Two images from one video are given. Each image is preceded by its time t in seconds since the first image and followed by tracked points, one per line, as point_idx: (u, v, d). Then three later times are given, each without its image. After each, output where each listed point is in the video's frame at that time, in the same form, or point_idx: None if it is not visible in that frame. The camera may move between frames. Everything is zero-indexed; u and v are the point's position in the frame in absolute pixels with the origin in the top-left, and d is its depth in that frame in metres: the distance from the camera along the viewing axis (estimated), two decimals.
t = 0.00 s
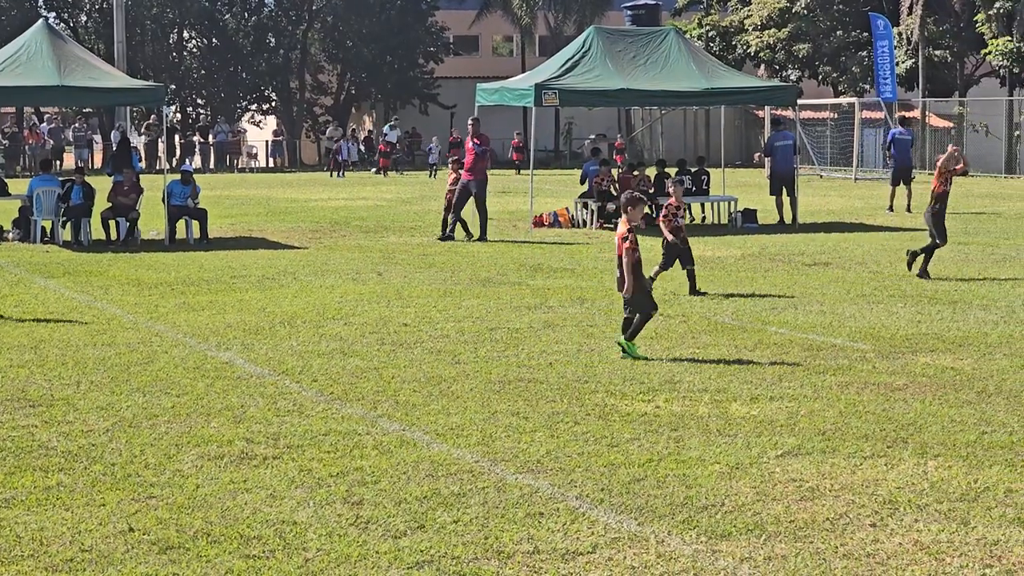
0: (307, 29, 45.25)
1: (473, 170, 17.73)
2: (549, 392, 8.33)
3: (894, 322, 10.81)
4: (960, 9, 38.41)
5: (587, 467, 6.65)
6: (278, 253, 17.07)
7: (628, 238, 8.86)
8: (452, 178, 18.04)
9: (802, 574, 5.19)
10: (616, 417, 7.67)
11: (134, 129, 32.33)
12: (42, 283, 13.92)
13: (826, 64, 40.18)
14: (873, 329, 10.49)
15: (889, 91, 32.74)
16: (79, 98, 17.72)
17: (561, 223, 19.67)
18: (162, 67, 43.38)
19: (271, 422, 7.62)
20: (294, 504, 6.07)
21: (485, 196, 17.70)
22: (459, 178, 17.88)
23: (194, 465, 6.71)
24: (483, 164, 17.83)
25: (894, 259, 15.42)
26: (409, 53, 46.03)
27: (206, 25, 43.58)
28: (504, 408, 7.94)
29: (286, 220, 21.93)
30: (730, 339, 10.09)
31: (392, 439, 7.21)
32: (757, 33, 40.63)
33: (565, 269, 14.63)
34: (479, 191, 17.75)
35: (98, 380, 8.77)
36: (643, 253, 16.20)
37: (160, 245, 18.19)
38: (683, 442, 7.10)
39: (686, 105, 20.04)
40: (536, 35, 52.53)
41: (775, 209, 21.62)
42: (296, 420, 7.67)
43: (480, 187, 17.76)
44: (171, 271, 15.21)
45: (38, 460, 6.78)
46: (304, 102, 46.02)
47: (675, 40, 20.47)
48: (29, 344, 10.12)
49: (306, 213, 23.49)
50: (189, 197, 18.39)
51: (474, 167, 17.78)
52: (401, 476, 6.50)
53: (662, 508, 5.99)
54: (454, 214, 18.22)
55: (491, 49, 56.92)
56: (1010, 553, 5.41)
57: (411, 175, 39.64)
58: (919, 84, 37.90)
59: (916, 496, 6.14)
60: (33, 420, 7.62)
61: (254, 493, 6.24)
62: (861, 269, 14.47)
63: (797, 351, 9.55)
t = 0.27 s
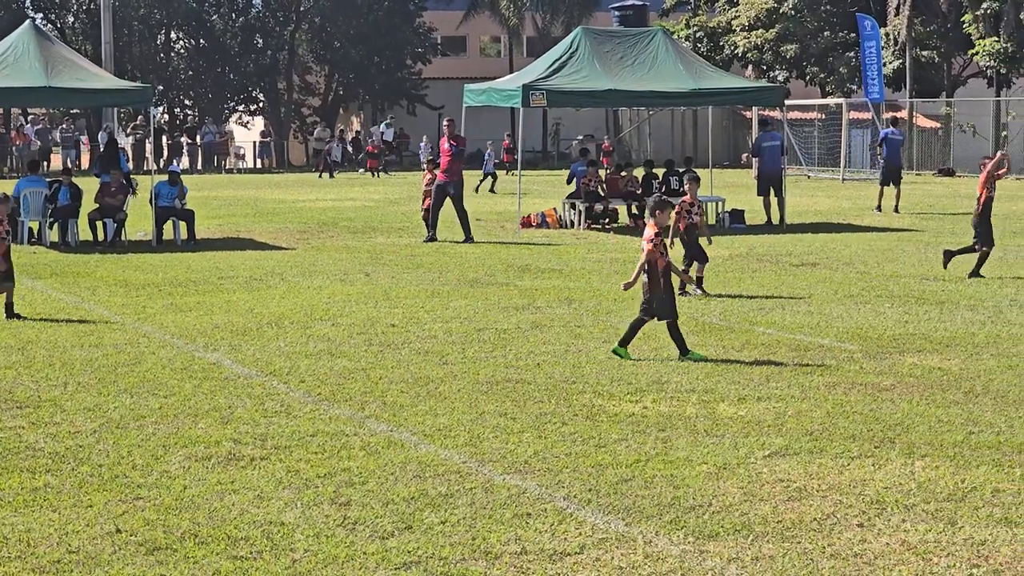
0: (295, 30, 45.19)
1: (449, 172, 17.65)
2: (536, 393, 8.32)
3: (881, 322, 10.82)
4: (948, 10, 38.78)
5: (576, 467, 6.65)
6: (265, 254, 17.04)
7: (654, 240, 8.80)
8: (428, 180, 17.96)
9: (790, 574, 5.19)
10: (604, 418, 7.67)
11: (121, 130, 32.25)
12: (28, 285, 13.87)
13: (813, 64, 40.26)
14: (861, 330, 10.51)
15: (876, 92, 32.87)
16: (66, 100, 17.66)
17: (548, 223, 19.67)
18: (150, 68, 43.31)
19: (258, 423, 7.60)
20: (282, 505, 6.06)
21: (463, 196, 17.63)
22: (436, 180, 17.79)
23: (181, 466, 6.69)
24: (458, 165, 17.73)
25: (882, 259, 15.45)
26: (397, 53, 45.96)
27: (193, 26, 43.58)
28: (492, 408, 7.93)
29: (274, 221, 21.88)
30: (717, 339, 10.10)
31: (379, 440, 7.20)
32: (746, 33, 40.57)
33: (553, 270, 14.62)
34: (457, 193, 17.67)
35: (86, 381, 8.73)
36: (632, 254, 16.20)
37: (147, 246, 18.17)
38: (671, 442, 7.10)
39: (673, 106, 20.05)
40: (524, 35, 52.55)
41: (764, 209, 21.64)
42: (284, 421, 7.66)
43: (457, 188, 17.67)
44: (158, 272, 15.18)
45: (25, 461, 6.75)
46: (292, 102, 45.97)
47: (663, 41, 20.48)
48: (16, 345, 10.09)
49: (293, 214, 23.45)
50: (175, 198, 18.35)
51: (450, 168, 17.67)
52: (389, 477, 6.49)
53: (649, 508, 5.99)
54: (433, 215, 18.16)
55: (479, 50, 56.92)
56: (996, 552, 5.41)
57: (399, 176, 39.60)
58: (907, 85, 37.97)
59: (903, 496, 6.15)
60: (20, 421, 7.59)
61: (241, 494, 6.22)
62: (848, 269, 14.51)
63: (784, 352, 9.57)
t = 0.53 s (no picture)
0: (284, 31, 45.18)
1: (428, 173, 17.64)
2: (524, 395, 8.30)
3: (869, 323, 10.84)
4: (936, 11, 38.89)
5: (564, 469, 6.64)
6: (253, 255, 17.02)
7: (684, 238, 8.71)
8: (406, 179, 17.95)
9: None
10: (593, 419, 7.67)
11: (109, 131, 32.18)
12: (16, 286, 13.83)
13: (802, 66, 40.33)
14: (849, 331, 10.52)
15: (864, 93, 32.94)
16: (53, 101, 17.59)
17: (536, 225, 19.70)
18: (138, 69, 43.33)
19: (247, 424, 7.57)
20: (270, 506, 6.04)
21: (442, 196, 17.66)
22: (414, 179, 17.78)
23: (170, 468, 6.67)
24: (436, 165, 17.72)
25: (870, 261, 15.49)
26: (386, 54, 45.88)
27: (181, 27, 43.57)
28: (481, 410, 7.92)
29: (261, 223, 21.84)
30: (706, 340, 10.11)
31: (367, 442, 7.18)
32: (734, 34, 40.62)
33: (542, 271, 14.62)
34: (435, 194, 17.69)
35: (74, 383, 8.71)
36: (621, 255, 16.20)
37: (135, 247, 18.12)
38: (659, 443, 7.10)
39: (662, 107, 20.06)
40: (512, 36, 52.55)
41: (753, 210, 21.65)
42: (272, 422, 7.64)
43: (436, 188, 17.68)
44: (147, 273, 15.14)
45: (12, 463, 6.72)
46: (280, 103, 45.73)
47: (651, 42, 20.52)
48: (3, 347, 10.05)
49: (281, 215, 23.41)
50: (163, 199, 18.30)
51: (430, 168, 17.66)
52: (377, 478, 6.48)
53: (638, 510, 5.98)
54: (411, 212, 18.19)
55: (468, 51, 56.92)
56: (984, 553, 5.42)
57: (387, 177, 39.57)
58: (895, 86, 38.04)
59: (891, 497, 6.15)
60: (8, 423, 7.56)
61: (229, 495, 6.20)
62: (835, 270, 14.55)
63: (773, 353, 9.58)
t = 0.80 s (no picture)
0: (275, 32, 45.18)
1: (414, 175, 17.68)
2: (516, 396, 8.30)
3: (859, 324, 10.87)
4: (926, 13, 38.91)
5: (555, 470, 6.63)
6: (245, 257, 17.01)
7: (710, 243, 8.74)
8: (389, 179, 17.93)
9: None
10: (584, 420, 7.67)
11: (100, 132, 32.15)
12: (6, 287, 13.80)
13: (793, 67, 40.42)
14: (840, 331, 10.55)
15: (855, 93, 33.00)
16: (44, 100, 17.54)
17: (527, 226, 19.70)
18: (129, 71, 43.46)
19: (238, 425, 7.57)
20: (261, 507, 6.03)
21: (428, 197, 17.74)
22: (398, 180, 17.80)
23: (161, 469, 6.66)
24: (421, 166, 17.74)
25: (860, 261, 15.54)
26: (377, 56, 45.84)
27: (172, 28, 43.67)
28: (472, 411, 7.91)
29: (253, 224, 21.81)
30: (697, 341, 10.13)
31: (359, 442, 7.18)
32: (724, 35, 40.70)
33: (533, 272, 14.64)
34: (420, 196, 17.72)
35: (65, 384, 8.69)
36: (613, 256, 16.21)
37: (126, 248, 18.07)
38: (651, 445, 7.10)
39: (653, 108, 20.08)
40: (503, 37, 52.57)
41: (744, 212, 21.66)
42: (263, 423, 7.63)
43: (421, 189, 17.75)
44: (138, 274, 15.11)
45: (2, 465, 6.70)
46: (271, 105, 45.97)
47: (641, 44, 20.56)
48: None
49: (272, 216, 23.38)
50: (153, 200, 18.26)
51: (414, 171, 17.67)
52: (368, 480, 6.47)
53: (629, 511, 5.98)
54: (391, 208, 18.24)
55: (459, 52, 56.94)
56: (975, 554, 5.43)
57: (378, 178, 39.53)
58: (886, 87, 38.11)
59: (882, 498, 6.16)
60: None
61: (220, 497, 6.19)
62: (826, 271, 14.61)
63: (763, 354, 9.59)
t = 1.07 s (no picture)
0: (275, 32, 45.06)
1: (407, 177, 17.69)
2: (515, 396, 8.31)
3: (858, 324, 10.87)
4: (925, 13, 39.13)
5: (554, 470, 6.63)
6: (244, 256, 17.01)
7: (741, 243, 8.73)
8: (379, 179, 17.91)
9: None
10: (582, 420, 7.66)
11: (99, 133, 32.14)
12: (6, 287, 13.78)
13: (792, 68, 40.39)
14: (838, 332, 10.55)
15: (854, 94, 32.99)
16: (44, 100, 17.53)
17: (526, 226, 19.70)
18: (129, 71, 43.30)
19: (237, 425, 7.56)
20: (260, 508, 6.02)
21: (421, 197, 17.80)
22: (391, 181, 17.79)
23: (160, 469, 6.65)
24: (414, 167, 17.74)
25: (859, 262, 15.55)
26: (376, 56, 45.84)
27: (171, 28, 43.58)
28: (470, 411, 7.92)
29: (252, 224, 21.81)
30: (696, 341, 10.13)
31: (357, 442, 7.17)
32: (724, 36, 40.70)
33: (533, 273, 14.63)
34: (413, 197, 17.77)
35: (64, 383, 8.68)
36: (613, 257, 16.21)
37: (125, 247, 18.07)
38: (650, 444, 7.10)
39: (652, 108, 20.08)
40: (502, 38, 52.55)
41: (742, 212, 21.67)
42: (261, 423, 7.62)
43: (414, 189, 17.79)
44: (138, 274, 15.10)
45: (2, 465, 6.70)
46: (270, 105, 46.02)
47: (641, 44, 20.56)
48: None
49: (272, 216, 23.38)
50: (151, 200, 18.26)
51: (408, 171, 17.69)
52: (367, 480, 6.47)
53: (628, 510, 5.98)
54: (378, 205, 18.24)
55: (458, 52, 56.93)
56: (974, 554, 5.43)
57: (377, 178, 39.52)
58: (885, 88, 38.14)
59: (880, 498, 6.16)
60: None
61: (219, 497, 6.18)
62: (824, 271, 14.63)
63: (761, 354, 9.59)
